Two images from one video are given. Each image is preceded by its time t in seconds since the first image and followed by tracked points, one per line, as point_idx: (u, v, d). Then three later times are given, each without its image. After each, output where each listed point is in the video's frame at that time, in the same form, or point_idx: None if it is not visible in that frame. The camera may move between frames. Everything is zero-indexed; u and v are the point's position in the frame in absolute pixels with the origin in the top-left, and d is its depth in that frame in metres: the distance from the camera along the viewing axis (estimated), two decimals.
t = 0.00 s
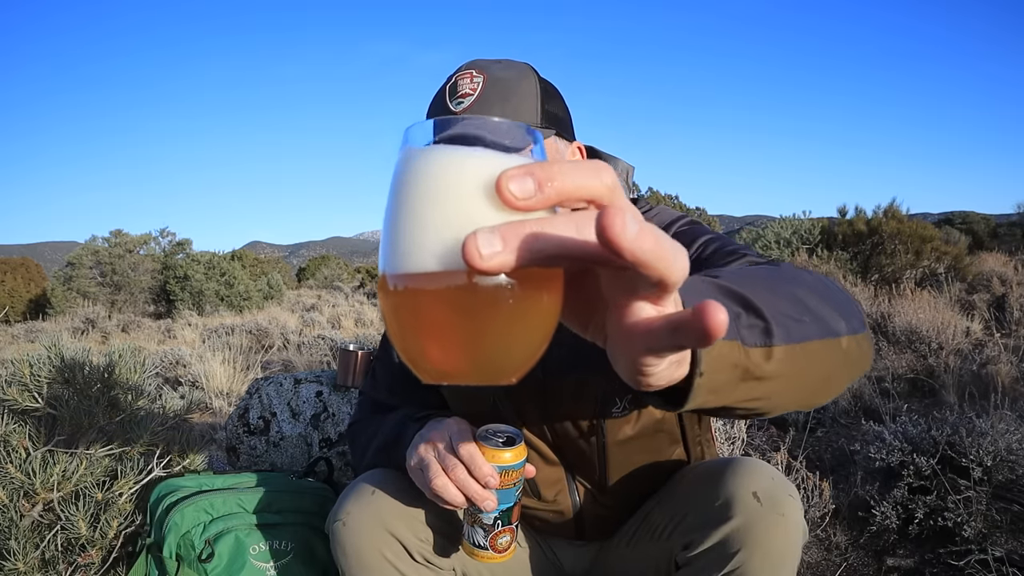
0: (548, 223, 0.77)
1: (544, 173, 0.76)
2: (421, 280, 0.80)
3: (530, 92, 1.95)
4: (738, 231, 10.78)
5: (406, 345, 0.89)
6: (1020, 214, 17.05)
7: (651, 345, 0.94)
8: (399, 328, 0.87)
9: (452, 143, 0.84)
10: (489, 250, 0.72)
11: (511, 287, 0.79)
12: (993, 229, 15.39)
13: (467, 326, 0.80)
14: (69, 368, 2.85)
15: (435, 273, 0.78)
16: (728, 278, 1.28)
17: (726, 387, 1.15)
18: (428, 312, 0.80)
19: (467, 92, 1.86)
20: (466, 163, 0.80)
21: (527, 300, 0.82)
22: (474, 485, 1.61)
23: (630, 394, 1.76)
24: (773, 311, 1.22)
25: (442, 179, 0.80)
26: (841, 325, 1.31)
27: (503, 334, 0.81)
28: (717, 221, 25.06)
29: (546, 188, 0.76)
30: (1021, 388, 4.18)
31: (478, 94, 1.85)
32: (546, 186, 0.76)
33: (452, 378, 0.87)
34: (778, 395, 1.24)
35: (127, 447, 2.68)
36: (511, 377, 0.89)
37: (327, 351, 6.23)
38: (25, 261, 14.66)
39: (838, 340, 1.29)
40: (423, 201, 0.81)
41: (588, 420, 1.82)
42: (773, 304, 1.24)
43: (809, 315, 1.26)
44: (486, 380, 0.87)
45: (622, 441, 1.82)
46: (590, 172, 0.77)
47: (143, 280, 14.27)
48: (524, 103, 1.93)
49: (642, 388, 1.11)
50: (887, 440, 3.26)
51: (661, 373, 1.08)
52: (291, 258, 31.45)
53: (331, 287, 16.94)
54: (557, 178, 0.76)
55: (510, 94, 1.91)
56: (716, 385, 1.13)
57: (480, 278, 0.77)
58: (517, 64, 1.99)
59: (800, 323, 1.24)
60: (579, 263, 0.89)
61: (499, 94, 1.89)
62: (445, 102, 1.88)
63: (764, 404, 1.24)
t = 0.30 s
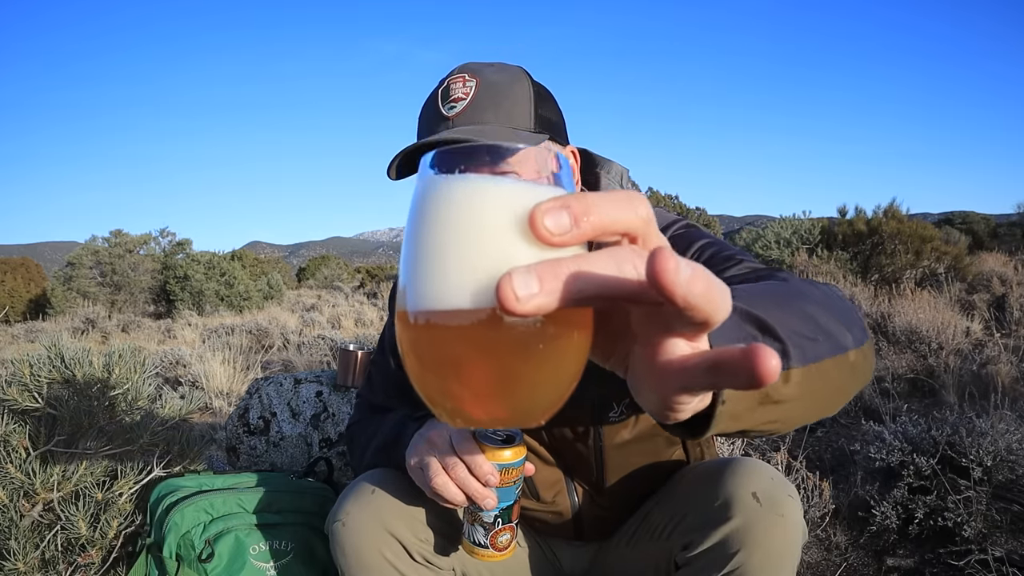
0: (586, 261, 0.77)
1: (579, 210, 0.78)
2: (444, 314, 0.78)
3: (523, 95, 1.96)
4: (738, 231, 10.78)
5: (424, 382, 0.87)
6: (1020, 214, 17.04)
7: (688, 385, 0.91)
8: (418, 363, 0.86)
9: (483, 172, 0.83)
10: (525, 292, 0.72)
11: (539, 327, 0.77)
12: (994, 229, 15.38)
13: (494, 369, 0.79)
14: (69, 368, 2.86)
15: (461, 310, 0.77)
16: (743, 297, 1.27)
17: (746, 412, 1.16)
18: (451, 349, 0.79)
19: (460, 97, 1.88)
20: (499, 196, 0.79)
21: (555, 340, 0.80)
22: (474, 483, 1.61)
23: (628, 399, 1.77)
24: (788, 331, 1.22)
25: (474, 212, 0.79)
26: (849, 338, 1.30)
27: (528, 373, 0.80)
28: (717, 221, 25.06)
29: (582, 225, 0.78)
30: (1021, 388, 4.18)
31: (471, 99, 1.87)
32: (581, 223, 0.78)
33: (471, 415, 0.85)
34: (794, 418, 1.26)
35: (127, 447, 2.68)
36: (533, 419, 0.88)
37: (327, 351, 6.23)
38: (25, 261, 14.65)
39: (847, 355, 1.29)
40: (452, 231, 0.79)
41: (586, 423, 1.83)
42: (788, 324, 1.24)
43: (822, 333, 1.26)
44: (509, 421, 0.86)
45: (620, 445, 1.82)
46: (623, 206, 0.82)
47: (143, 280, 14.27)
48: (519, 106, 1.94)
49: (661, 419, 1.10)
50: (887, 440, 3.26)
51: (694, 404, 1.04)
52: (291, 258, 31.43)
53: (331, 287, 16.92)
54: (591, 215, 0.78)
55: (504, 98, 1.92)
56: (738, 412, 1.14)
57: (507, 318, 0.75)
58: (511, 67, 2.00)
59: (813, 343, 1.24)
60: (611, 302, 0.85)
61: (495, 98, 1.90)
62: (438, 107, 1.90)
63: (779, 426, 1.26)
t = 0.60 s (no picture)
0: (622, 261, 0.77)
1: (615, 211, 0.79)
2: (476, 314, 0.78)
3: (528, 98, 1.95)
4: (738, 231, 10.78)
5: (452, 379, 0.88)
6: (1020, 214, 17.04)
7: (718, 385, 0.91)
8: (447, 362, 0.86)
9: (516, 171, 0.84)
10: (561, 293, 0.72)
11: (572, 327, 0.77)
12: (994, 229, 15.38)
13: (524, 368, 0.79)
14: (69, 368, 2.86)
15: (494, 308, 0.78)
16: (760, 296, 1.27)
17: (765, 410, 1.18)
18: (482, 350, 0.79)
19: (464, 100, 1.87)
20: (531, 195, 0.81)
21: (588, 340, 0.80)
22: (476, 484, 1.61)
23: (630, 400, 1.75)
24: (805, 331, 1.21)
25: (508, 211, 0.80)
26: (858, 339, 1.29)
27: (559, 373, 0.80)
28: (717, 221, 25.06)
29: (617, 223, 0.80)
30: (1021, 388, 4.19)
31: (476, 102, 1.86)
32: (618, 223, 0.79)
33: (501, 416, 0.86)
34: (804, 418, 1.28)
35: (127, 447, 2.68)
36: (561, 419, 0.88)
37: (327, 351, 6.23)
38: (25, 261, 14.65)
39: (858, 356, 1.28)
40: (486, 230, 0.80)
41: (586, 423, 1.81)
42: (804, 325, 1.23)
43: (835, 333, 1.26)
44: (538, 420, 0.86)
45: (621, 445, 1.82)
46: (657, 205, 0.84)
47: (143, 280, 14.27)
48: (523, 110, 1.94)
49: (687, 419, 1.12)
50: (887, 440, 3.26)
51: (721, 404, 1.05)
52: (291, 258, 31.42)
53: (331, 287, 16.91)
54: (627, 214, 0.80)
55: (508, 101, 1.93)
56: (758, 410, 1.15)
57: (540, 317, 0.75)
58: (514, 69, 2.00)
59: (827, 343, 1.24)
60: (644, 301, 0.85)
61: (496, 100, 1.90)
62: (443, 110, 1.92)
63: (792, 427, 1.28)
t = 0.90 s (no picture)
0: (666, 229, 0.76)
1: (660, 175, 0.79)
2: (516, 278, 0.78)
3: (537, 98, 1.94)
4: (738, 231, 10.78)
5: (488, 343, 0.88)
6: (1020, 214, 17.03)
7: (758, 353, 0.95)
8: (485, 328, 0.87)
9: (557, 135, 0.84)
10: (608, 256, 0.71)
11: (612, 291, 0.77)
12: (994, 229, 15.38)
13: (561, 332, 0.79)
14: (69, 368, 2.86)
15: (534, 272, 0.77)
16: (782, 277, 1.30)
17: (789, 385, 1.20)
18: (520, 314, 0.79)
19: (475, 100, 1.89)
20: (574, 160, 0.80)
21: (627, 304, 0.80)
22: (479, 486, 1.61)
23: (633, 397, 1.78)
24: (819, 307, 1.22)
25: (552, 174, 0.79)
26: (870, 325, 1.27)
27: (597, 337, 0.80)
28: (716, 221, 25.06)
29: (662, 188, 0.79)
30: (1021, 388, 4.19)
31: (487, 104, 1.88)
32: (663, 187, 0.79)
33: (538, 379, 0.86)
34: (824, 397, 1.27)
35: (127, 448, 2.68)
36: (595, 386, 0.89)
37: (327, 351, 6.23)
38: (25, 261, 14.63)
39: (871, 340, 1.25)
40: (528, 193, 0.80)
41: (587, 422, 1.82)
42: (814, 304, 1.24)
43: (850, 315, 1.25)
44: (573, 385, 0.86)
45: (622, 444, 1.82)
46: (700, 171, 0.82)
47: (144, 280, 14.28)
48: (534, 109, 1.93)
49: (719, 388, 1.17)
50: (887, 440, 3.26)
51: (756, 373, 1.10)
52: (291, 258, 31.41)
53: (331, 287, 16.91)
54: (672, 179, 0.79)
55: (517, 101, 1.91)
56: (785, 384, 1.19)
57: (580, 281, 0.75)
58: (522, 70, 1.99)
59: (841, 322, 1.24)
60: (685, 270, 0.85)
61: (500, 101, 1.89)
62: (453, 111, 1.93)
63: (815, 407, 1.27)
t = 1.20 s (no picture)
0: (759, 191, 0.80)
1: (756, 138, 0.81)
2: (604, 237, 0.78)
3: (541, 98, 1.96)
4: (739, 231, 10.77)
5: (570, 308, 0.87)
6: (1020, 214, 17.03)
7: (839, 322, 0.95)
8: (567, 293, 0.86)
9: (651, 87, 0.83)
10: (716, 215, 0.73)
11: (702, 252, 0.77)
12: (994, 229, 15.38)
13: (653, 296, 0.79)
14: (69, 369, 2.85)
15: (631, 227, 0.77)
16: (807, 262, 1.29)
17: (837, 359, 1.18)
18: (603, 275, 0.79)
19: (483, 99, 1.89)
20: (669, 116, 0.80)
21: (714, 268, 0.79)
22: (481, 486, 1.61)
23: (634, 392, 1.79)
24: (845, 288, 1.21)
25: (650, 129, 0.79)
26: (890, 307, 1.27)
27: (682, 302, 0.79)
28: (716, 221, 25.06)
29: (760, 148, 0.82)
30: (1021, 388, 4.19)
31: (494, 101, 1.89)
32: (759, 149, 0.81)
33: (617, 345, 0.86)
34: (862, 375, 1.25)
35: (127, 447, 2.68)
36: (676, 356, 0.88)
37: (327, 351, 6.23)
38: (25, 261, 14.63)
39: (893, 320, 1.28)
40: (622, 147, 0.80)
41: (588, 419, 1.83)
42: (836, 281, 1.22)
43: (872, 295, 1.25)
44: (655, 353, 0.85)
45: (623, 442, 1.83)
46: (793, 132, 0.85)
47: (143, 280, 14.28)
48: (539, 108, 1.93)
49: (779, 363, 1.16)
50: (887, 440, 3.26)
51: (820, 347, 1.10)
52: (291, 258, 31.40)
53: (331, 287, 16.89)
54: (767, 142, 0.82)
55: (521, 100, 1.93)
56: (831, 359, 1.17)
57: (678, 242, 0.75)
58: (525, 69, 2.00)
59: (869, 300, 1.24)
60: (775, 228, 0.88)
61: (504, 100, 1.90)
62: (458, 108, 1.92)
63: (854, 384, 1.24)
